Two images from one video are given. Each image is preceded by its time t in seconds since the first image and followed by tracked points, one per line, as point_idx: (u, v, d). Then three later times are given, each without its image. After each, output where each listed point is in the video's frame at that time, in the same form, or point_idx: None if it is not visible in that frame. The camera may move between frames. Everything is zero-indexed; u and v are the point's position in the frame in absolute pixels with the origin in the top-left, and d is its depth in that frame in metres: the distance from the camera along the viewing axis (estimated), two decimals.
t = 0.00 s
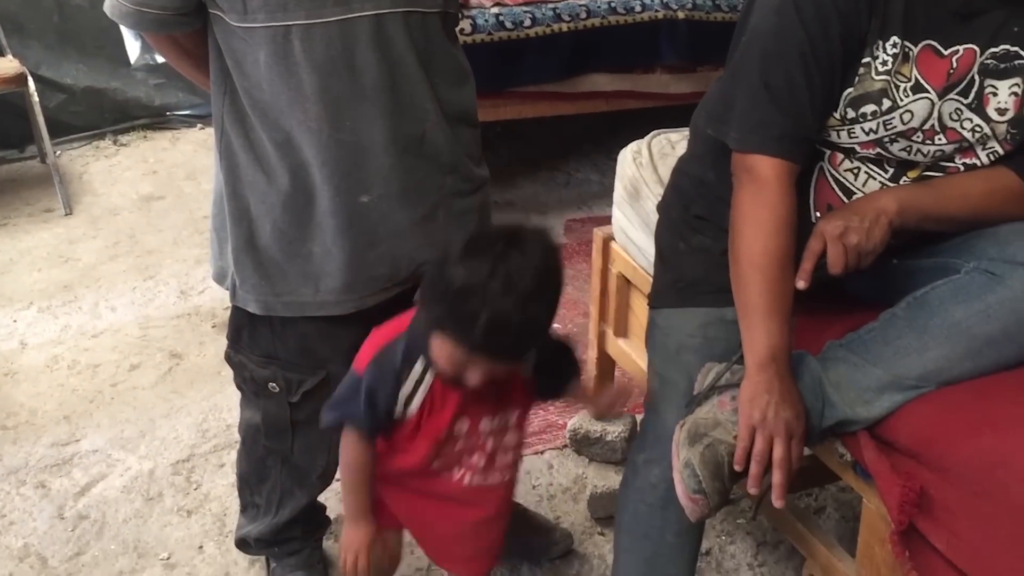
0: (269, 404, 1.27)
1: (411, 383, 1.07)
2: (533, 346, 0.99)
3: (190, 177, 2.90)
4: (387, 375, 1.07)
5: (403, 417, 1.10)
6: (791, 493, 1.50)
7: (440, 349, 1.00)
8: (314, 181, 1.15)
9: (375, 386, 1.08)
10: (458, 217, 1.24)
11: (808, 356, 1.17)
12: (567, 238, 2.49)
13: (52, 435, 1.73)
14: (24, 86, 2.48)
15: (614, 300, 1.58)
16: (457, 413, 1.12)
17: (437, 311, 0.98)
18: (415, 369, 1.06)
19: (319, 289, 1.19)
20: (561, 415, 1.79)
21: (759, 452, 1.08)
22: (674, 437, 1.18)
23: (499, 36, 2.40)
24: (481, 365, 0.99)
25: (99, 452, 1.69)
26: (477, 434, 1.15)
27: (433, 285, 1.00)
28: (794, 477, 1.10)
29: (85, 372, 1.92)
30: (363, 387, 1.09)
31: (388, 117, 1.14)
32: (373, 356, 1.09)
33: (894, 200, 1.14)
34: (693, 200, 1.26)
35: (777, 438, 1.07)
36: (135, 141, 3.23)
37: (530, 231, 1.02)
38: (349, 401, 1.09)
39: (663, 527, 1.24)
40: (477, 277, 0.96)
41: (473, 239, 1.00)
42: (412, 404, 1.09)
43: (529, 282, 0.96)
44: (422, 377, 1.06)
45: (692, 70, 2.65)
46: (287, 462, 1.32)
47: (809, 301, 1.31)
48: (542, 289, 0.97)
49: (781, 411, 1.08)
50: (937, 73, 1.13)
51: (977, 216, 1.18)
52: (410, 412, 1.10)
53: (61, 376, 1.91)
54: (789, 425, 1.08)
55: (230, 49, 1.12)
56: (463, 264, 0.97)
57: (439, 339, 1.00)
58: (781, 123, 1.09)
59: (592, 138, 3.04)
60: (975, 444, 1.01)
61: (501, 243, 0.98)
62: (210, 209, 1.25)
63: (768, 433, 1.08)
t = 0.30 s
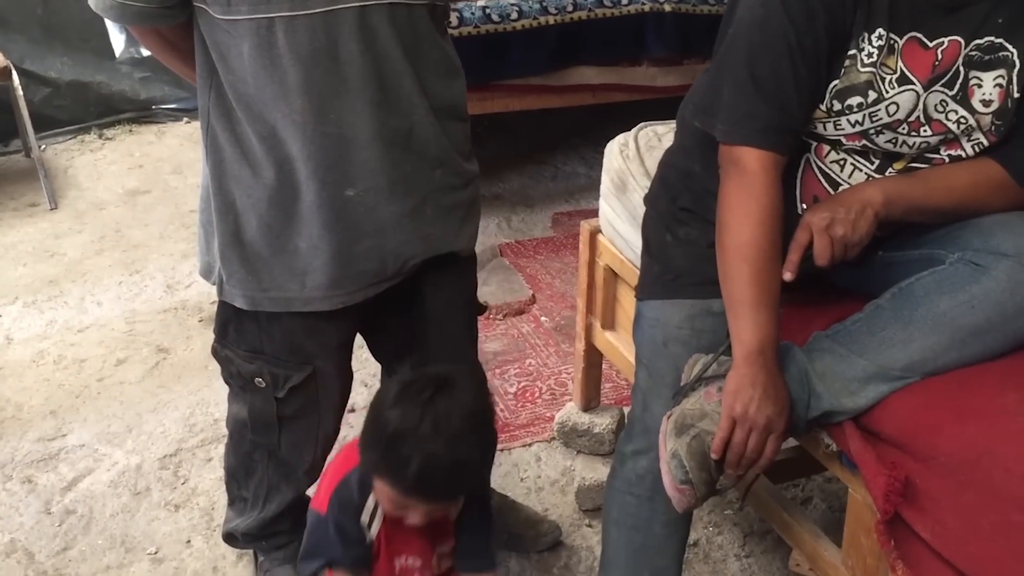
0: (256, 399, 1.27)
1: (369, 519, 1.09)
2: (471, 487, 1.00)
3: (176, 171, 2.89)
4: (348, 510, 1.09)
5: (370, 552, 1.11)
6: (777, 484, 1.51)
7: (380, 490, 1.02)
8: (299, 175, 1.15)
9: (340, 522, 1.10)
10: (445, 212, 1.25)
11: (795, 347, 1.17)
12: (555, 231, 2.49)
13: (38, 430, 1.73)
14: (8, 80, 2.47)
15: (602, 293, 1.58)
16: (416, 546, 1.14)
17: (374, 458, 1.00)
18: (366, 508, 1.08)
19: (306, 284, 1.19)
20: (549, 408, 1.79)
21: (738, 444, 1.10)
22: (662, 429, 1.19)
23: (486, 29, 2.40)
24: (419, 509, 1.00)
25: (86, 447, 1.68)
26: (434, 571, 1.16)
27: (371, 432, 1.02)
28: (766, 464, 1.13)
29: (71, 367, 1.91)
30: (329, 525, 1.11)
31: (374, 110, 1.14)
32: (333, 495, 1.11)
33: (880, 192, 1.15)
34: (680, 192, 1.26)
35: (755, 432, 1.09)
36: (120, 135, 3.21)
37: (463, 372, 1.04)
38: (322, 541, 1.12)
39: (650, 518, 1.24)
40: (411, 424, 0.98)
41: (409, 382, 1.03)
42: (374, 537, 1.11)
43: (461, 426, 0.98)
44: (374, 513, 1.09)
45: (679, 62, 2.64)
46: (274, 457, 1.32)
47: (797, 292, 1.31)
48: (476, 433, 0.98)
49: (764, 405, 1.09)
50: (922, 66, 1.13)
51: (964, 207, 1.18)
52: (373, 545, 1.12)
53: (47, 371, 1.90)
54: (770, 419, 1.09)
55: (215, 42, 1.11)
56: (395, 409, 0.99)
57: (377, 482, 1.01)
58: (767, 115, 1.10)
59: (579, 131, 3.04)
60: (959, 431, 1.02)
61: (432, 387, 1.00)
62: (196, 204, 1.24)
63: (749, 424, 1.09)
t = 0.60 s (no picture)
0: (246, 395, 1.27)
1: (356, 539, 1.16)
2: (416, 466, 1.08)
3: (164, 167, 2.88)
4: (337, 529, 1.17)
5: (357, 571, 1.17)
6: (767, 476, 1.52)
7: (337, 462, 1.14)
8: (289, 172, 1.14)
9: (329, 542, 1.16)
10: (435, 208, 1.25)
11: (784, 340, 1.18)
12: (545, 225, 2.49)
13: (26, 426, 1.72)
14: None
15: (591, 288, 1.59)
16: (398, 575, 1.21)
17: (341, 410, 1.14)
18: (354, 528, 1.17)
19: (297, 281, 1.18)
20: (539, 402, 1.79)
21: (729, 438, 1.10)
22: (651, 423, 1.19)
23: (475, 24, 2.40)
24: (352, 469, 1.09)
25: (75, 444, 1.68)
26: None
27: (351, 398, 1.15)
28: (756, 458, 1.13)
29: (60, 364, 1.90)
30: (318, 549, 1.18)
31: (364, 107, 1.14)
32: (321, 516, 1.18)
33: (868, 185, 1.15)
34: (669, 185, 1.26)
35: (743, 426, 1.10)
36: (108, 131, 3.20)
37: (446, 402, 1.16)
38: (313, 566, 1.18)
39: (640, 512, 1.25)
40: (375, 385, 1.12)
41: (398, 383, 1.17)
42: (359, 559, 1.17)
43: (415, 400, 1.10)
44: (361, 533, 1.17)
45: (667, 57, 2.65)
46: (265, 453, 1.32)
47: (785, 286, 1.32)
48: (428, 408, 1.10)
49: (753, 399, 1.09)
50: (910, 60, 1.14)
51: (951, 200, 1.19)
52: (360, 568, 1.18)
53: (36, 368, 1.89)
54: (759, 413, 1.09)
55: (204, 38, 1.10)
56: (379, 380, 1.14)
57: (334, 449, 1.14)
58: (755, 110, 1.10)
59: (569, 126, 3.04)
60: (947, 426, 1.02)
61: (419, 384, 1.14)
62: (185, 201, 1.23)
63: (738, 418, 1.09)
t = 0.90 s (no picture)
0: (238, 394, 1.26)
1: (344, 527, 1.18)
2: (391, 447, 1.10)
3: (155, 165, 2.87)
4: (327, 516, 1.18)
5: (343, 561, 1.19)
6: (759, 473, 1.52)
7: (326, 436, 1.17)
8: (281, 171, 1.14)
9: (317, 527, 1.18)
10: (428, 207, 1.25)
11: (774, 338, 1.18)
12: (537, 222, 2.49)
13: (17, 426, 1.71)
14: None
15: (583, 285, 1.59)
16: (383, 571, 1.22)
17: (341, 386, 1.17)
18: (343, 516, 1.18)
19: (289, 280, 1.18)
20: (531, 400, 1.80)
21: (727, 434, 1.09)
22: (643, 421, 1.19)
23: (466, 21, 2.40)
24: (333, 438, 1.12)
25: (66, 443, 1.67)
26: None
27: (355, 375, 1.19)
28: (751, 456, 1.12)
29: (50, 363, 1.90)
30: (305, 532, 1.19)
31: (357, 105, 1.14)
32: (313, 501, 1.19)
33: (858, 182, 1.16)
34: (660, 182, 1.26)
35: (740, 422, 1.09)
36: (98, 129, 3.19)
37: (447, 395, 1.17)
38: (297, 549, 1.20)
39: (631, 508, 1.25)
40: (372, 368, 1.15)
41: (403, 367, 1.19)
42: (346, 549, 1.19)
43: (402, 385, 1.13)
44: (350, 522, 1.19)
45: (659, 54, 2.65)
46: (257, 452, 1.32)
47: (776, 283, 1.32)
48: (412, 396, 1.12)
49: (749, 394, 1.08)
50: (899, 57, 1.14)
51: (941, 197, 1.19)
52: (345, 559, 1.20)
53: (26, 367, 1.88)
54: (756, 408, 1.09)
55: (194, 35, 1.09)
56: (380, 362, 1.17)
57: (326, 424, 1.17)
58: (745, 107, 1.10)
59: (561, 123, 3.04)
60: (937, 421, 1.03)
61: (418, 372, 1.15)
62: (177, 201, 1.23)
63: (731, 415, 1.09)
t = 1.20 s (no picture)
0: (229, 394, 1.26)
1: (327, 523, 1.18)
2: (377, 444, 1.10)
3: (144, 163, 2.86)
4: (310, 511, 1.18)
5: (325, 559, 1.19)
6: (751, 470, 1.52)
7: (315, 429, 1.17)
8: (273, 169, 1.14)
9: (300, 520, 1.18)
10: (421, 205, 1.25)
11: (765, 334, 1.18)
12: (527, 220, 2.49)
13: (6, 425, 1.71)
14: None
15: (574, 283, 1.59)
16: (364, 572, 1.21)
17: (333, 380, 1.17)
18: (326, 511, 1.18)
19: (281, 279, 1.18)
20: (522, 398, 1.80)
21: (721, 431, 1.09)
22: (634, 418, 1.19)
23: (457, 19, 2.39)
24: (321, 430, 1.12)
25: (55, 443, 1.67)
26: None
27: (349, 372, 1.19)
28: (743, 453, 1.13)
29: (39, 362, 1.89)
30: (287, 526, 1.19)
31: (349, 103, 1.13)
32: (297, 494, 1.19)
33: (849, 179, 1.16)
34: (651, 180, 1.26)
35: (731, 420, 1.09)
36: (87, 127, 3.17)
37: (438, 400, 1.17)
38: (279, 542, 1.20)
39: (623, 506, 1.25)
40: (366, 364, 1.15)
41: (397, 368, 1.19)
42: (327, 546, 1.19)
43: (393, 384, 1.13)
44: (333, 518, 1.19)
45: (649, 52, 2.65)
46: (248, 452, 1.31)
47: (767, 280, 1.32)
48: (401, 395, 1.12)
49: (741, 395, 1.09)
50: (889, 56, 1.14)
51: (934, 196, 1.19)
52: (327, 557, 1.19)
53: (15, 366, 1.87)
54: (749, 408, 1.09)
55: (184, 33, 1.08)
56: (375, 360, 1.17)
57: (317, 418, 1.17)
58: (737, 106, 1.10)
59: (552, 121, 3.04)
60: (928, 417, 1.03)
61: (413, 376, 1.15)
62: (168, 199, 1.22)
63: (723, 413, 1.09)
